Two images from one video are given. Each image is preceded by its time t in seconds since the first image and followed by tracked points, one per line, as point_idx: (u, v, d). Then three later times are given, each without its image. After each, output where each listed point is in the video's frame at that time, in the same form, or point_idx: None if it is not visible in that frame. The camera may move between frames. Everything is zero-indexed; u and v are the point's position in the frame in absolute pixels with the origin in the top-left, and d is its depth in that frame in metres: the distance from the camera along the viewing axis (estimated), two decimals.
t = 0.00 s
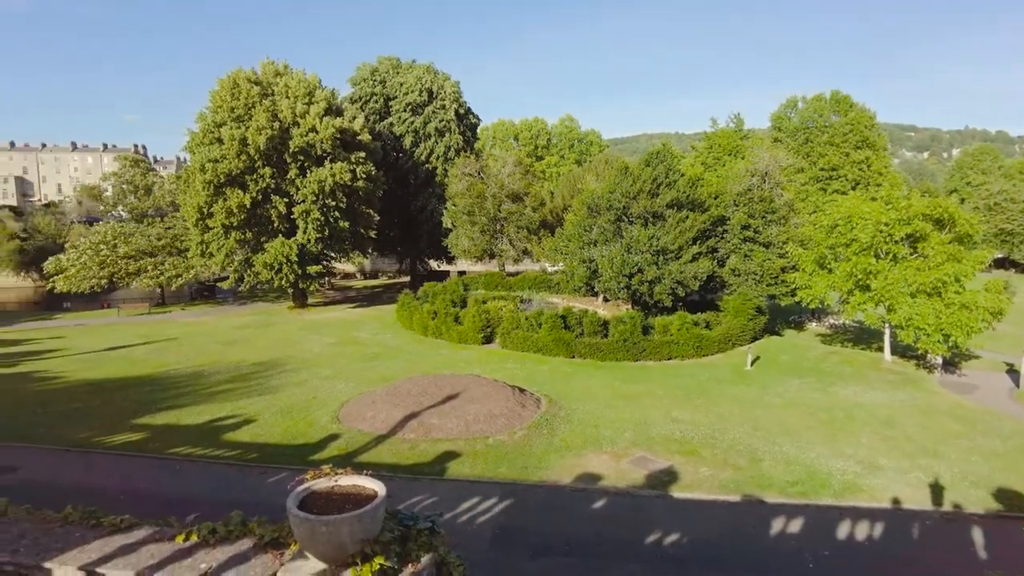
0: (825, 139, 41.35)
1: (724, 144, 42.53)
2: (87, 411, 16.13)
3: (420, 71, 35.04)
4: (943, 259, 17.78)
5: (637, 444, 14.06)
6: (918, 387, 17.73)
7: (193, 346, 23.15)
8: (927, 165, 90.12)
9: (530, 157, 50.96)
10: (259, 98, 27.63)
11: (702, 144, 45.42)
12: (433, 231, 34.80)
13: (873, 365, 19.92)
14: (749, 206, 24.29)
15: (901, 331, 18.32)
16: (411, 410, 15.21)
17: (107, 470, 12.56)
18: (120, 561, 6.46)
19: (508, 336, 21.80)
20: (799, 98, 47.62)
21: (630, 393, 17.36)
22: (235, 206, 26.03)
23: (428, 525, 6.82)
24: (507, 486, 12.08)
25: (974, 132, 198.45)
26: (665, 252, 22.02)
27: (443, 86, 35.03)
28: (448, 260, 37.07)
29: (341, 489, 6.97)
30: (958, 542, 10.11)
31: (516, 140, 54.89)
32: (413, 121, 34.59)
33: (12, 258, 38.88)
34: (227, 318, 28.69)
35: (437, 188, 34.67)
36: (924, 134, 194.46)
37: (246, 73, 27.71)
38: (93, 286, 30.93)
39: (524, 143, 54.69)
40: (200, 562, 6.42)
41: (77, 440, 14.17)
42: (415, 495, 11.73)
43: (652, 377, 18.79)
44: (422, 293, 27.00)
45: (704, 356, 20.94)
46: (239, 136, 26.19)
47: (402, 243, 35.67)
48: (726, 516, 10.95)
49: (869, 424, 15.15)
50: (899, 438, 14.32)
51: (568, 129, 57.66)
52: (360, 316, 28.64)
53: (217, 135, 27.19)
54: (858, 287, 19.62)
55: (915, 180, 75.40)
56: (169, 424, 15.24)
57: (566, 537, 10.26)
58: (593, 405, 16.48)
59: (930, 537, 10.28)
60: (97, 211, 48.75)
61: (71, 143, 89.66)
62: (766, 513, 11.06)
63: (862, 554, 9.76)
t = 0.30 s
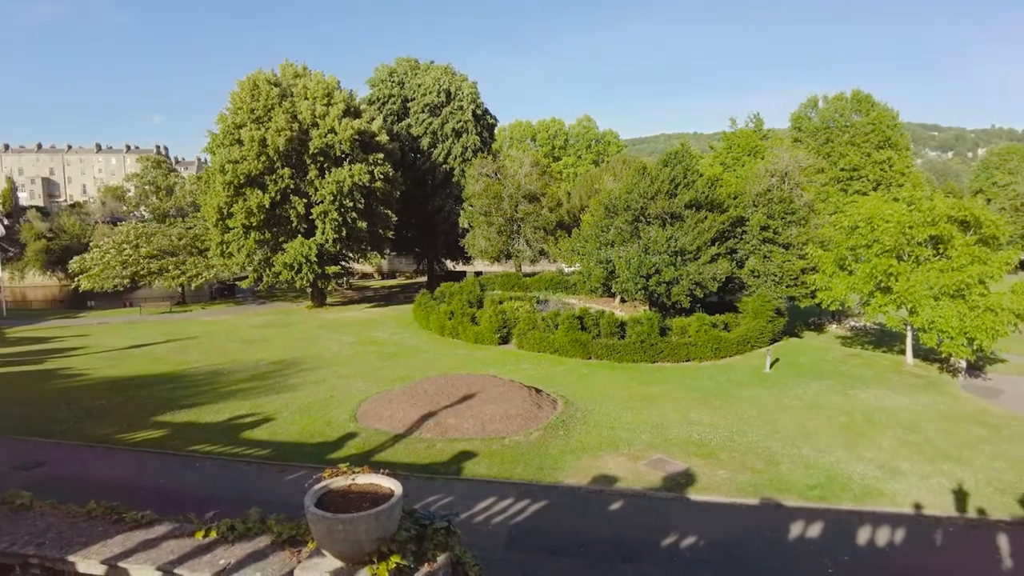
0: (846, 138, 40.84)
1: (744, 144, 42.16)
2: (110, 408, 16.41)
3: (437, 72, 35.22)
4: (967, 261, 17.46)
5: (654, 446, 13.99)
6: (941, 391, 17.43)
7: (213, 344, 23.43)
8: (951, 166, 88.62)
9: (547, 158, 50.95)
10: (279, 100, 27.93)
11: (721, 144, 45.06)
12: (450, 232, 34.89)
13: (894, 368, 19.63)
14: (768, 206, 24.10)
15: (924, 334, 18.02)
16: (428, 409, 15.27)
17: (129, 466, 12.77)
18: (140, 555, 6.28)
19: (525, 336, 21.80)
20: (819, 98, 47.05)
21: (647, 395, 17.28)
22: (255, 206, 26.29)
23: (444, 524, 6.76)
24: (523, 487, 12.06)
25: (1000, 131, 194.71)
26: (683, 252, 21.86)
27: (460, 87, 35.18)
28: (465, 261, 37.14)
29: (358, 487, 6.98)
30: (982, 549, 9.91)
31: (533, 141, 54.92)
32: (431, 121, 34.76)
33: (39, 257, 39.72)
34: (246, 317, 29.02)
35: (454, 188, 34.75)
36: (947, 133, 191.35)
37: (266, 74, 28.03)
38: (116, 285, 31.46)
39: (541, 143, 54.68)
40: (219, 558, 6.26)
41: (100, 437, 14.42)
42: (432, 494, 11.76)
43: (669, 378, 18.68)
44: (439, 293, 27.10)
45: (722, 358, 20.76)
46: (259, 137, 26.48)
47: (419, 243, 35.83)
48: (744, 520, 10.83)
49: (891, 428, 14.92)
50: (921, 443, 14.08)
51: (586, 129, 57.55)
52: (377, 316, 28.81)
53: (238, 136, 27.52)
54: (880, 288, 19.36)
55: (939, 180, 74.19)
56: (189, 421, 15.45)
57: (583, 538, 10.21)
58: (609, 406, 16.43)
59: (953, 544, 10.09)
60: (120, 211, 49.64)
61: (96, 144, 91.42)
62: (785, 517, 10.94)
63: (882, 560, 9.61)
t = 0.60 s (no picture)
0: (868, 138, 40.32)
1: (763, 144, 41.76)
2: (132, 405, 16.67)
3: (455, 73, 35.36)
4: (993, 263, 17.12)
5: (671, 448, 13.90)
6: (965, 395, 17.12)
7: (232, 343, 23.71)
8: (976, 166, 87.01)
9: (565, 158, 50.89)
10: (298, 101, 28.21)
11: (740, 144, 44.69)
12: (467, 232, 34.99)
13: (917, 371, 19.32)
14: (788, 207, 23.89)
15: (947, 336, 17.71)
16: (444, 409, 15.32)
17: (151, 463, 12.98)
18: (162, 550, 6.30)
19: (541, 336, 21.79)
20: (840, 97, 46.46)
21: (664, 396, 17.19)
22: (274, 207, 26.56)
23: (460, 524, 6.69)
24: (540, 487, 12.05)
25: None
26: (702, 253, 21.71)
27: (478, 88, 35.30)
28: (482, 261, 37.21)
29: (375, 486, 6.99)
30: (1007, 557, 9.71)
31: (550, 141, 54.89)
32: (449, 122, 34.91)
33: (64, 256, 40.50)
34: (266, 316, 29.32)
35: (471, 189, 34.84)
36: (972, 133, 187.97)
37: (285, 76, 28.33)
38: (138, 284, 31.96)
39: (558, 144, 54.63)
40: (238, 554, 6.23)
41: (122, 433, 14.66)
42: (448, 493, 11.80)
43: (687, 380, 18.57)
44: (456, 293, 27.18)
45: (740, 360, 20.59)
46: (279, 138, 26.75)
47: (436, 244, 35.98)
48: (762, 523, 10.74)
49: (913, 432, 14.68)
50: (945, 447, 13.84)
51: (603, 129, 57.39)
52: (394, 316, 28.98)
53: (258, 137, 27.82)
54: (902, 290, 19.09)
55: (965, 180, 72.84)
56: (209, 419, 15.65)
57: (599, 540, 10.17)
58: (626, 407, 16.37)
59: (977, 551, 9.90)
60: (143, 211, 50.44)
61: (120, 146, 93.04)
62: (804, 520, 10.81)
63: (903, 566, 9.46)
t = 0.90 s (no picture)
0: (890, 138, 39.80)
1: (783, 143, 41.33)
2: (154, 403, 16.91)
3: (472, 73, 35.46)
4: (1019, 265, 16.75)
5: (688, 450, 13.80)
6: (990, 399, 16.79)
7: (251, 342, 23.97)
8: (1001, 166, 85.42)
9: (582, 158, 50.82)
10: (317, 102, 28.45)
11: (759, 145, 44.29)
12: (483, 232, 35.06)
13: (940, 374, 18.99)
14: (808, 208, 23.63)
15: (972, 339, 17.36)
16: (461, 409, 15.35)
17: (170, 460, 13.13)
18: (181, 545, 6.09)
19: (558, 337, 21.76)
20: (862, 97, 45.88)
21: (682, 398, 17.07)
22: (293, 207, 26.80)
23: (477, 523, 6.54)
24: (556, 488, 12.03)
25: None
26: (720, 254, 21.54)
27: (495, 89, 35.37)
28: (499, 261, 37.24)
29: (391, 485, 7.00)
30: None
31: (568, 141, 54.81)
32: (466, 123, 35.01)
33: (88, 255, 41.23)
34: (285, 315, 29.61)
35: (488, 189, 34.89)
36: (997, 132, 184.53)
37: (305, 77, 28.59)
38: (159, 283, 32.44)
39: (575, 144, 54.54)
40: (256, 552, 6.02)
41: (144, 431, 14.87)
42: (465, 493, 11.83)
43: (705, 382, 18.43)
44: (473, 293, 27.23)
45: (759, 362, 20.39)
46: (298, 139, 27.01)
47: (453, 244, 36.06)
48: (780, 526, 10.62)
49: (936, 437, 14.43)
50: (969, 452, 13.58)
51: (621, 129, 57.22)
52: (411, 315, 29.11)
53: (277, 138, 28.09)
54: (925, 292, 18.79)
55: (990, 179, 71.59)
56: (228, 417, 15.82)
57: (616, 542, 10.12)
58: (643, 409, 16.29)
59: (1002, 558, 9.70)
60: (164, 211, 51.15)
61: (142, 147, 94.52)
62: (823, 525, 10.67)
63: (925, 573, 9.30)
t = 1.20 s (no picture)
0: (913, 137, 39.24)
1: (803, 143, 40.84)
2: (175, 400, 17.13)
3: (489, 74, 35.55)
4: None
5: (706, 453, 13.69)
6: (1016, 403, 16.44)
7: (270, 341, 24.20)
8: None
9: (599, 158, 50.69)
10: (336, 104, 28.68)
11: (779, 145, 43.82)
12: (500, 233, 35.10)
13: (964, 377, 18.65)
14: (829, 208, 23.34)
15: (998, 342, 17.00)
16: (477, 409, 15.38)
17: (189, 458, 13.25)
18: (201, 541, 5.83)
19: (575, 337, 21.72)
20: (884, 96, 45.22)
21: (700, 400, 16.94)
22: (313, 208, 27.03)
23: (493, 524, 6.47)
24: (573, 489, 12.00)
25: None
26: (739, 255, 21.35)
27: (512, 89, 35.43)
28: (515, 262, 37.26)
29: (408, 484, 7.01)
30: None
31: (585, 141, 54.66)
32: (483, 123, 35.09)
33: (111, 255, 41.93)
34: (304, 315, 29.88)
35: (505, 190, 34.93)
36: None
37: (323, 79, 28.84)
38: (181, 282, 32.90)
39: (593, 144, 54.39)
40: (275, 549, 5.79)
41: (165, 428, 15.07)
42: (480, 493, 11.83)
43: (723, 384, 18.28)
44: (489, 293, 27.26)
45: (779, 364, 20.17)
46: (317, 140, 27.25)
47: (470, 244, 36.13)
48: (799, 530, 10.50)
49: (960, 441, 14.17)
50: (994, 457, 13.32)
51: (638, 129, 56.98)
52: (428, 315, 29.23)
53: (296, 139, 28.35)
54: (950, 294, 18.44)
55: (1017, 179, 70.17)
56: (248, 415, 15.99)
57: (632, 544, 10.07)
58: (660, 411, 16.19)
59: None
60: (186, 211, 51.83)
61: (165, 148, 95.97)
62: (843, 529, 10.54)
63: None
